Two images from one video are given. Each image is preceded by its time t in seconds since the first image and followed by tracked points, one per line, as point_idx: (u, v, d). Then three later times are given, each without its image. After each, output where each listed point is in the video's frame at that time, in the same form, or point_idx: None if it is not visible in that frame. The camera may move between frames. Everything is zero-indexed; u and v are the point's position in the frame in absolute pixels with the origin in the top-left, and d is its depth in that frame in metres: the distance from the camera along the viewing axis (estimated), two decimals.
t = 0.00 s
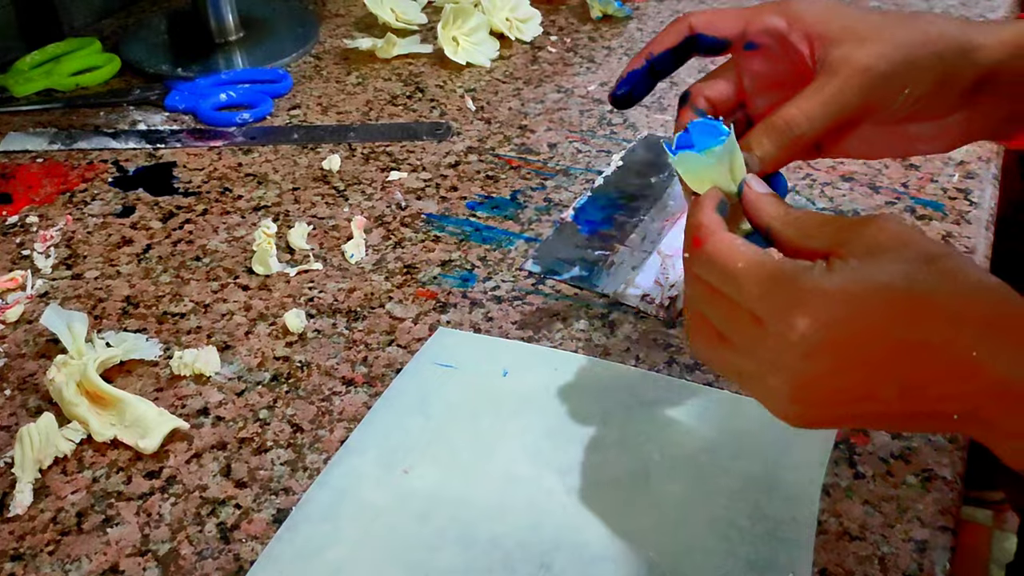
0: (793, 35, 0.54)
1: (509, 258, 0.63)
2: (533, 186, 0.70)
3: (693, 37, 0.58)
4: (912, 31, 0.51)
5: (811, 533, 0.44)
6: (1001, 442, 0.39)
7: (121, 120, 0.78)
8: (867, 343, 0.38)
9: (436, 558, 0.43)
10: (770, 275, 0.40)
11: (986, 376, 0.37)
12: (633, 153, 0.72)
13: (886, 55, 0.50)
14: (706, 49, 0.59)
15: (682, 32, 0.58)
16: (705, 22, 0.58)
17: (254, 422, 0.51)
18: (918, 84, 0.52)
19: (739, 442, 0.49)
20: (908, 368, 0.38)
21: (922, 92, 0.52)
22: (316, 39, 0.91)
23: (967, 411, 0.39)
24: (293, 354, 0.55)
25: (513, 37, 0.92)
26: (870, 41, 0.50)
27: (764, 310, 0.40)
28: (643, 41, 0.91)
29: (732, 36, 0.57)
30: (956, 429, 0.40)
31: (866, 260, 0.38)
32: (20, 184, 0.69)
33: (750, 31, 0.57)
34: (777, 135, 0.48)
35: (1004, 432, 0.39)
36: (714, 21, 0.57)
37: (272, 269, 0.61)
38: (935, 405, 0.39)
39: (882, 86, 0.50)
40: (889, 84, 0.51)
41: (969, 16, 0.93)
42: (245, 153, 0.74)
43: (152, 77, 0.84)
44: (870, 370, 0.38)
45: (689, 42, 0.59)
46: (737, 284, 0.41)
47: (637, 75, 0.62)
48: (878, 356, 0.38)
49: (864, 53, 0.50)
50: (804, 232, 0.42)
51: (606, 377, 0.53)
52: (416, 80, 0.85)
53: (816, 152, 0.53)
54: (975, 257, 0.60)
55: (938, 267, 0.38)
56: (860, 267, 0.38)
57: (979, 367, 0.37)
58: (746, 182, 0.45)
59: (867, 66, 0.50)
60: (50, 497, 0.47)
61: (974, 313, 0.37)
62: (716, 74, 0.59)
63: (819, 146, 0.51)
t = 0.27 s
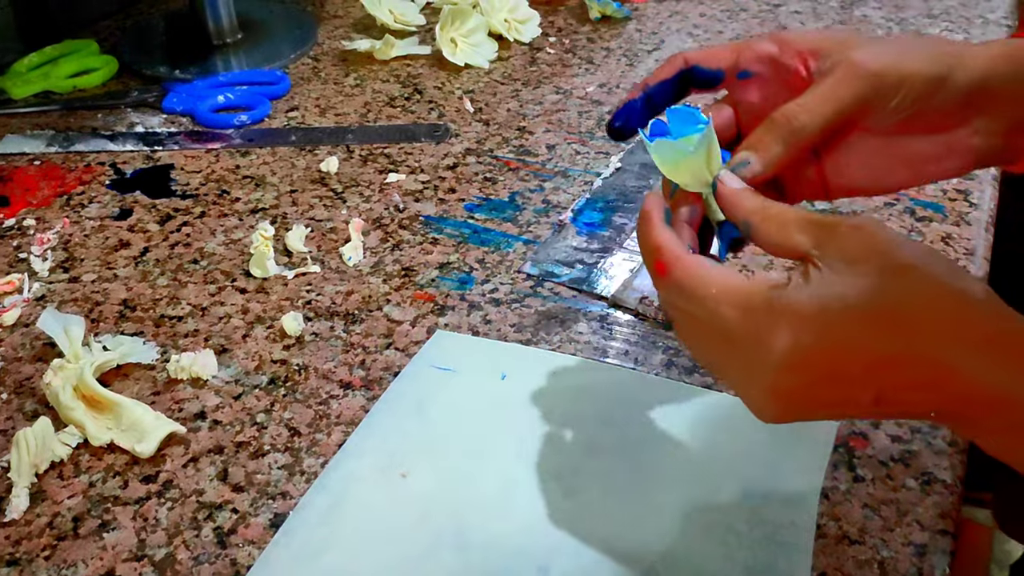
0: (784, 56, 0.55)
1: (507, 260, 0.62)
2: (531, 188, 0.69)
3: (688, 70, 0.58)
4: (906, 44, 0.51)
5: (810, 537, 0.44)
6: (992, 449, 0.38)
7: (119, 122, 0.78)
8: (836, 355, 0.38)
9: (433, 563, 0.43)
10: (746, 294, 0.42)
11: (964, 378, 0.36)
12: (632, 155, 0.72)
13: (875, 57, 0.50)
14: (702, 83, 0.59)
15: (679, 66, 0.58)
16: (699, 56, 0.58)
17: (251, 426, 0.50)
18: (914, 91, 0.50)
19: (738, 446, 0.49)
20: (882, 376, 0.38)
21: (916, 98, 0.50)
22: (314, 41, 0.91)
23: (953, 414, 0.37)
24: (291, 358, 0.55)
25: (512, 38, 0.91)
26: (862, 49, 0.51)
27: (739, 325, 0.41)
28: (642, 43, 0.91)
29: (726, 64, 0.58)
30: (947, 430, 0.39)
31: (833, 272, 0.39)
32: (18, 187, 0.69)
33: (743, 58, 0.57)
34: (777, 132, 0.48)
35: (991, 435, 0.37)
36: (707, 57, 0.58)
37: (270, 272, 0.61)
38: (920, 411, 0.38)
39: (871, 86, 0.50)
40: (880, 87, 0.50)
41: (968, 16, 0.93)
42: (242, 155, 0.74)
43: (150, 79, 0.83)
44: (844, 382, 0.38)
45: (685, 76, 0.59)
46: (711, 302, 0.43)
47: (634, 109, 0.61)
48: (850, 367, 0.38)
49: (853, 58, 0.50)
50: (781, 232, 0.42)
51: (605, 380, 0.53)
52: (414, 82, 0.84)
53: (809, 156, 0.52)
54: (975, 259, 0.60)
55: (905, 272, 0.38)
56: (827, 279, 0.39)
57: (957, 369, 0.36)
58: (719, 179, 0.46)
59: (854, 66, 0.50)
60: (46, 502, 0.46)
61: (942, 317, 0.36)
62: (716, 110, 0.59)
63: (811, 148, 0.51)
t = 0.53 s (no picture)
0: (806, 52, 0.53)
1: (506, 262, 0.62)
2: (530, 189, 0.69)
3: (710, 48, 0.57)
4: (920, 57, 0.50)
5: (810, 540, 0.43)
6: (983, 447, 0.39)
7: (117, 123, 0.77)
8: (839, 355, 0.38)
9: (432, 566, 0.43)
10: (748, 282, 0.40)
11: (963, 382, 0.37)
12: (631, 156, 0.72)
13: (892, 78, 0.48)
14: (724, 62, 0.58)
15: (701, 42, 0.57)
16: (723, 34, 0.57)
17: (249, 429, 0.50)
18: (927, 110, 0.50)
19: (738, 448, 0.48)
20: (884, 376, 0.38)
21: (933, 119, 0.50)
22: (313, 42, 0.91)
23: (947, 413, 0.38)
24: (289, 360, 0.55)
25: (510, 39, 0.91)
26: (873, 64, 0.49)
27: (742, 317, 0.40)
28: (641, 43, 0.91)
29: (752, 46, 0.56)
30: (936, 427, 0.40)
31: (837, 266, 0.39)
32: (15, 189, 0.69)
33: (769, 44, 0.56)
34: (777, 154, 0.45)
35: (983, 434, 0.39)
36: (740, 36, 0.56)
37: (268, 274, 0.61)
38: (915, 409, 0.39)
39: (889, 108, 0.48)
40: (898, 109, 0.49)
41: (967, 16, 0.93)
42: (241, 157, 0.73)
43: (148, 80, 0.83)
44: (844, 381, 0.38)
45: (706, 53, 0.57)
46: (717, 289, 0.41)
47: (653, 81, 0.59)
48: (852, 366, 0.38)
49: (868, 76, 0.48)
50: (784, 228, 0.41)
51: (603, 382, 0.53)
52: (413, 83, 0.84)
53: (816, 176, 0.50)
54: (975, 260, 0.60)
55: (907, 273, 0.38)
56: (830, 272, 0.39)
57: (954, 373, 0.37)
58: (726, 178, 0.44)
59: (871, 86, 0.48)
60: (43, 505, 0.46)
61: (947, 316, 0.37)
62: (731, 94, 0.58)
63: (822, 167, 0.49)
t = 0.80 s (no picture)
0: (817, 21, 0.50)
1: (505, 264, 0.62)
2: (529, 191, 0.69)
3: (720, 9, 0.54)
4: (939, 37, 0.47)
5: (811, 544, 0.43)
6: (979, 443, 0.39)
7: (115, 125, 0.77)
8: (851, 325, 0.37)
9: (430, 570, 0.43)
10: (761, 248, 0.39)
11: (967, 367, 0.37)
12: (631, 158, 0.72)
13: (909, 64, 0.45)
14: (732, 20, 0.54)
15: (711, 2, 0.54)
16: None
17: (248, 432, 0.50)
18: (938, 97, 0.48)
19: (737, 451, 0.48)
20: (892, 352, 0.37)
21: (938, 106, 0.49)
22: (312, 43, 0.91)
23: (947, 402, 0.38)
24: (288, 363, 0.55)
25: (510, 40, 0.91)
26: (892, 45, 0.46)
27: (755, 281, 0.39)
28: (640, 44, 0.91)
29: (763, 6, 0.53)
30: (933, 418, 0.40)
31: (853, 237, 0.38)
32: (14, 191, 0.69)
33: (781, 10, 0.53)
34: (780, 134, 0.45)
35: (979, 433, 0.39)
36: None
37: (267, 276, 0.61)
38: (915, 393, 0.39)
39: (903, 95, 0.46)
40: (912, 95, 0.47)
41: (967, 16, 0.93)
42: (240, 159, 0.73)
43: (147, 82, 0.83)
44: (851, 354, 0.38)
45: (716, 12, 0.54)
46: (729, 254, 0.40)
47: (656, 37, 0.57)
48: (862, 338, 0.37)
49: (886, 58, 0.45)
50: (794, 210, 0.41)
51: (602, 383, 0.53)
52: (412, 84, 0.84)
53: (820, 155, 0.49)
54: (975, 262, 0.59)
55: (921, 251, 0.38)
56: (847, 243, 0.38)
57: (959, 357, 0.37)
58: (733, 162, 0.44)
59: (889, 70, 0.45)
60: (41, 509, 0.46)
61: (956, 304, 0.37)
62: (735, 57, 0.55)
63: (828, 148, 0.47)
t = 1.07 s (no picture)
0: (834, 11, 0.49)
1: (505, 267, 0.62)
2: (529, 193, 0.69)
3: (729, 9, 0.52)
4: (970, 18, 0.46)
5: (811, 546, 0.43)
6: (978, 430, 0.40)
7: (115, 127, 0.77)
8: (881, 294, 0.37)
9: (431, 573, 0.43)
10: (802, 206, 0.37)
11: (990, 351, 0.37)
12: (630, 160, 0.72)
13: (938, 37, 0.45)
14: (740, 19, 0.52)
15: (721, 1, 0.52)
16: None
17: (248, 435, 0.50)
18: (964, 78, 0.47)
19: (737, 453, 0.48)
20: (922, 324, 0.37)
21: (960, 93, 0.48)
22: (311, 45, 0.91)
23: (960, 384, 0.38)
24: (287, 366, 0.55)
25: (509, 42, 0.91)
26: (923, 20, 0.45)
27: (798, 240, 0.37)
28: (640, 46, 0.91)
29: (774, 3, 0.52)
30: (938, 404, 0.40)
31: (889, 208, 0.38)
32: (13, 194, 0.69)
33: (795, 3, 0.51)
34: (806, 101, 0.43)
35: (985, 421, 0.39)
36: None
37: (266, 279, 0.61)
38: (931, 371, 0.38)
39: (930, 68, 0.45)
40: (938, 71, 0.46)
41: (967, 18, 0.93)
42: (239, 161, 0.73)
43: (146, 84, 0.83)
44: (882, 323, 0.37)
45: (727, 10, 0.52)
46: (773, 212, 0.37)
47: (665, 33, 0.54)
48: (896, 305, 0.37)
49: (916, 31, 0.45)
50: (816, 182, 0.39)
51: (603, 386, 0.53)
52: (411, 86, 0.84)
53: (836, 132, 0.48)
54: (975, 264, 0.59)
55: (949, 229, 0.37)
56: (882, 212, 0.37)
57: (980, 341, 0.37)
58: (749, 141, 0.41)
59: (918, 42, 0.45)
60: (41, 512, 0.46)
61: (981, 287, 0.37)
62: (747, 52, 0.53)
63: (846, 121, 0.46)
